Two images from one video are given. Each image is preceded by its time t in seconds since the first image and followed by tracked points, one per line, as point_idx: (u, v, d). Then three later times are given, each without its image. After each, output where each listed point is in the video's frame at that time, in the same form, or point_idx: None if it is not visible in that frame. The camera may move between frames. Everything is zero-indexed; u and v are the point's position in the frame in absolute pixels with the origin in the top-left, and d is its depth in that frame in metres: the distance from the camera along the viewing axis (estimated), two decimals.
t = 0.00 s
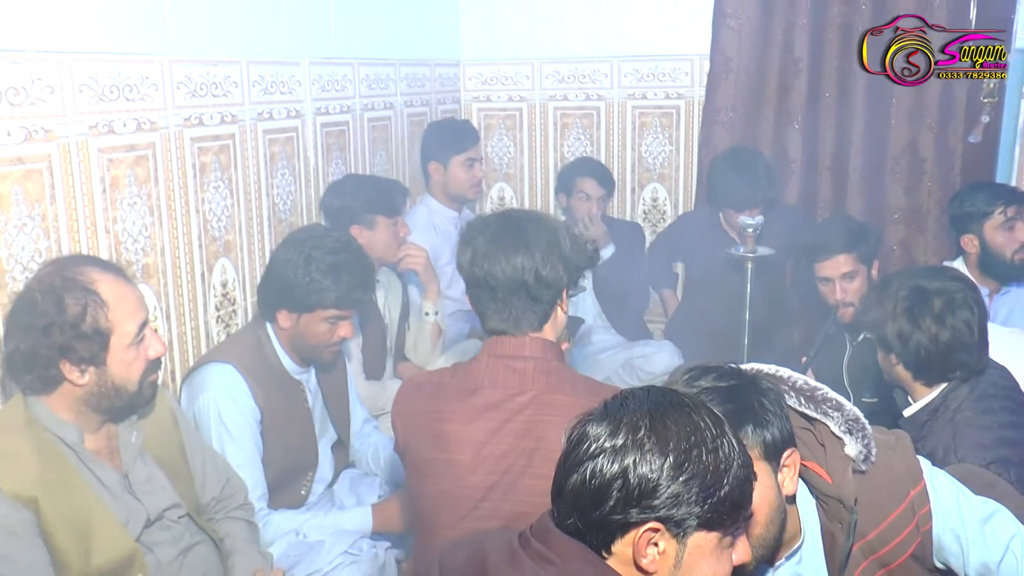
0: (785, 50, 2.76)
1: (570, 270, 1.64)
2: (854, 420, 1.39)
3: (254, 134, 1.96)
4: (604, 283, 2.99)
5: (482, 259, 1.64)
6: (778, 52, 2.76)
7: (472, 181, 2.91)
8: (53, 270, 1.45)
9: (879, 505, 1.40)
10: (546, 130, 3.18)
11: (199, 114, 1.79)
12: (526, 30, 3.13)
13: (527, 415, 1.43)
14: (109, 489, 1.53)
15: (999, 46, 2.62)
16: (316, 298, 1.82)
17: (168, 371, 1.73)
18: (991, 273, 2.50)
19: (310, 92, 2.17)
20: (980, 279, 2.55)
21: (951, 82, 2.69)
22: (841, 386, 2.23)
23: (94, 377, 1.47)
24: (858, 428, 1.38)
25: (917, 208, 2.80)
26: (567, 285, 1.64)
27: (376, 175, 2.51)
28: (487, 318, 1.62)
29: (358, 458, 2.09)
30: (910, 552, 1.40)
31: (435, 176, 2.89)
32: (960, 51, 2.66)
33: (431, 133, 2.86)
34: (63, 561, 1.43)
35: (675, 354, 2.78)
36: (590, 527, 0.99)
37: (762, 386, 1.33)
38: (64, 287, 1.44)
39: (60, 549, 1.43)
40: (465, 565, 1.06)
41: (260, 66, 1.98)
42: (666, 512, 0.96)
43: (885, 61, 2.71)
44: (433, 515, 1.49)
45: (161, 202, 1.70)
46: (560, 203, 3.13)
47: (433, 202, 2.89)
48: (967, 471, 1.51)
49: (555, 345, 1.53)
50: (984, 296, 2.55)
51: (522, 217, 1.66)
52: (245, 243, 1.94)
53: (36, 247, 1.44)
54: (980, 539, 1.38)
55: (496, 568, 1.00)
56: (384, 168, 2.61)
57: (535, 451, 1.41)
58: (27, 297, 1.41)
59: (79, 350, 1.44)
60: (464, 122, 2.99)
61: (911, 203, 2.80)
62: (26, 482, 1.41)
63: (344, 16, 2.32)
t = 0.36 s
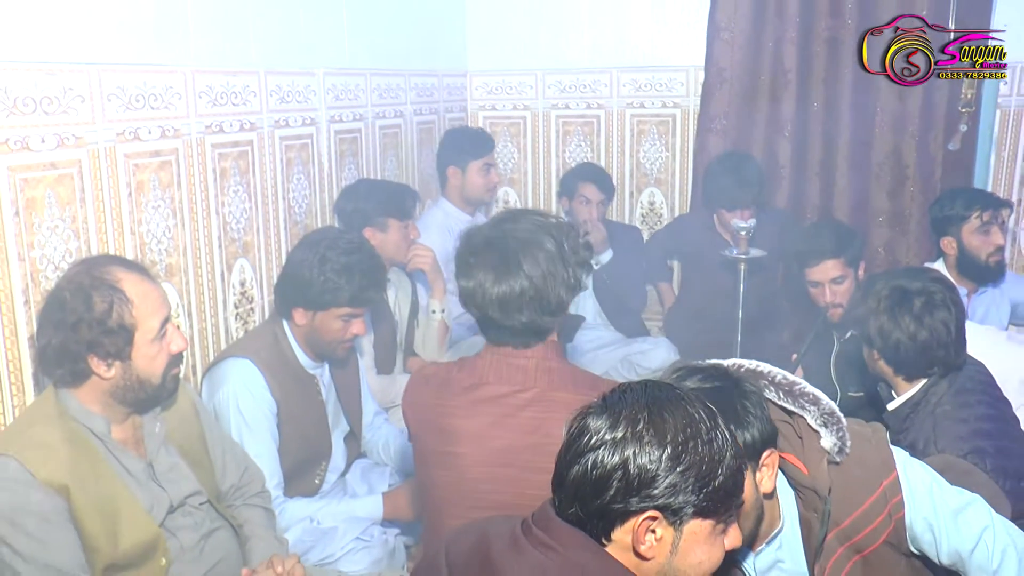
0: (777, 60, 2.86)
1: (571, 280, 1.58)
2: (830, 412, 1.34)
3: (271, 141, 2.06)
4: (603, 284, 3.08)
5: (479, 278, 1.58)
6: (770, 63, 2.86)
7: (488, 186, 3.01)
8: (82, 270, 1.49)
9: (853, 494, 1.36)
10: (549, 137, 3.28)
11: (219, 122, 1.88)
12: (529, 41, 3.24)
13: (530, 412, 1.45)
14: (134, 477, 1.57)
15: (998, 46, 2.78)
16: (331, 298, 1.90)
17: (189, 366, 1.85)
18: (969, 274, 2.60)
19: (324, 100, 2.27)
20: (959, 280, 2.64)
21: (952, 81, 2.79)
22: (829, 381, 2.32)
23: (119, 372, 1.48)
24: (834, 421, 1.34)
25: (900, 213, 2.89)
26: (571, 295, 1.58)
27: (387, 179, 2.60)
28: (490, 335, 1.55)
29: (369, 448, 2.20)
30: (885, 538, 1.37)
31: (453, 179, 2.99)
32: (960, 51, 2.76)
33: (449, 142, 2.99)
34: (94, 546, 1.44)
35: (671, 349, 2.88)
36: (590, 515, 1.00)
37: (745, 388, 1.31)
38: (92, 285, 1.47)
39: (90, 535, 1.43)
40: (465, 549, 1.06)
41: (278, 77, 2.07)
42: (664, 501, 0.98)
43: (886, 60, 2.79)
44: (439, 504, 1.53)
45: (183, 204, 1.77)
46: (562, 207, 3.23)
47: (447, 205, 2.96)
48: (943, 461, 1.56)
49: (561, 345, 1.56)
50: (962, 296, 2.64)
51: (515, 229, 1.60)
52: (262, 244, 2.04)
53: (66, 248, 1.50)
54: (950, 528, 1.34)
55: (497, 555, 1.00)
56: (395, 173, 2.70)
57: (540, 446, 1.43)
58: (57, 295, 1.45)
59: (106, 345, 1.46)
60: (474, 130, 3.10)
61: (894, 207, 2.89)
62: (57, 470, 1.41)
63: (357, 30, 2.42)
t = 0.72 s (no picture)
0: (782, 64, 2.89)
1: (571, 290, 1.59)
2: (827, 420, 1.36)
3: (286, 142, 2.09)
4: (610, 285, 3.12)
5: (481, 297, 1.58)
6: (775, 66, 2.90)
7: (500, 191, 3.08)
8: (100, 269, 1.51)
9: (849, 500, 1.38)
10: (558, 139, 3.32)
11: (235, 124, 1.91)
12: (539, 44, 3.27)
13: (538, 412, 1.46)
14: (151, 473, 1.58)
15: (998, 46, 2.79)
16: (344, 296, 1.95)
17: (206, 364, 1.86)
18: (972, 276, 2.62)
19: (337, 103, 2.30)
20: (962, 281, 2.66)
21: (953, 81, 2.81)
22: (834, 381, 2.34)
23: (136, 369, 1.51)
24: (830, 429, 1.36)
25: (905, 214, 2.91)
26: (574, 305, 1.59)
27: (399, 180, 2.63)
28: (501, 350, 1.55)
29: (381, 445, 2.23)
30: (882, 543, 1.39)
31: (465, 183, 3.06)
32: (960, 51, 2.77)
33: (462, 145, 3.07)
34: (110, 541, 1.46)
35: (678, 349, 2.91)
36: (607, 517, 1.00)
37: (744, 391, 1.32)
38: (109, 285, 1.50)
39: (106, 528, 1.45)
40: (472, 542, 1.05)
41: (292, 80, 2.11)
42: (683, 501, 0.99)
43: (885, 60, 2.80)
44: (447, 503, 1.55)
45: (199, 205, 1.80)
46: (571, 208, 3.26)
47: (458, 209, 3.03)
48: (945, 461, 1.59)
49: (571, 345, 1.58)
50: (967, 298, 2.66)
51: (507, 246, 1.61)
52: (277, 243, 2.08)
53: (85, 247, 1.52)
54: (948, 536, 1.35)
55: (507, 552, 1.00)
56: (407, 174, 2.74)
57: (543, 446, 1.45)
58: (76, 293, 1.47)
59: (122, 343, 1.49)
60: (486, 134, 3.14)
61: (899, 208, 2.91)
62: (76, 464, 1.44)
63: (370, 34, 2.46)
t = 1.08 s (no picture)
0: (803, 66, 2.90)
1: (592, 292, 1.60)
2: (861, 415, 1.37)
3: (310, 143, 2.12)
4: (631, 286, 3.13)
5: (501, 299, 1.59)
6: (795, 68, 2.91)
7: (528, 191, 3.07)
8: (128, 268, 1.52)
9: (883, 497, 1.40)
10: (580, 141, 3.33)
11: (260, 125, 1.94)
12: (561, 46, 3.28)
13: (561, 412, 1.47)
14: (176, 468, 1.60)
15: (998, 46, 2.73)
16: (368, 294, 1.96)
17: (230, 361, 1.92)
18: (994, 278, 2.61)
19: (361, 105, 2.33)
20: (984, 283, 2.67)
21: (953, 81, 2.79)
22: (855, 383, 2.34)
23: (163, 366, 1.53)
24: (865, 424, 1.37)
25: (926, 216, 2.90)
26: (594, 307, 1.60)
27: (421, 181, 2.65)
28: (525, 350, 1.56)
29: (403, 443, 2.25)
30: (915, 539, 1.40)
31: (493, 187, 3.06)
32: (960, 51, 2.76)
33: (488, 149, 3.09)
34: (138, 533, 1.47)
35: (699, 350, 2.91)
36: (632, 523, 1.00)
37: (779, 392, 1.33)
38: (137, 283, 1.51)
39: (134, 523, 1.47)
40: (493, 541, 1.07)
41: (317, 82, 2.13)
42: (710, 507, 0.99)
43: (885, 60, 2.84)
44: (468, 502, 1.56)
45: (225, 204, 1.83)
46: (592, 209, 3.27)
47: (488, 210, 3.03)
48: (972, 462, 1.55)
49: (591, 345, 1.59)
50: (988, 301, 2.66)
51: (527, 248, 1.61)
52: (300, 244, 2.10)
53: (113, 247, 1.56)
54: (982, 533, 1.38)
55: (527, 553, 1.01)
56: (429, 175, 2.76)
57: (563, 446, 1.46)
58: (105, 292, 1.49)
59: (151, 341, 1.50)
60: (508, 135, 3.16)
61: (920, 210, 2.90)
62: (104, 460, 1.45)
63: (394, 36, 2.48)
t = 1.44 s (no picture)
0: (820, 66, 2.90)
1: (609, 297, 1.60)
2: (911, 411, 1.45)
3: (328, 144, 2.12)
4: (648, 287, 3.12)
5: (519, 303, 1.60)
6: (813, 68, 2.90)
7: (541, 193, 3.09)
8: (146, 267, 1.54)
9: (931, 492, 1.44)
10: (596, 141, 3.33)
11: (278, 126, 1.95)
12: (578, 46, 3.28)
13: (580, 414, 1.46)
14: (194, 467, 1.60)
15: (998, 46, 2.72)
16: (389, 289, 2.00)
17: (247, 361, 1.89)
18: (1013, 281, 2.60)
19: (378, 105, 2.33)
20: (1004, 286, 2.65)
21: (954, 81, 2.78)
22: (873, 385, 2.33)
23: (180, 365, 1.55)
24: (915, 418, 1.45)
25: (944, 217, 2.89)
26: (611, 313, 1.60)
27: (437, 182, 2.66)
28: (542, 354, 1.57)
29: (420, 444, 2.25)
30: (960, 536, 1.45)
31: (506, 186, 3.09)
32: (960, 50, 2.75)
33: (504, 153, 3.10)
34: (154, 533, 1.48)
35: (716, 351, 2.89)
36: (650, 526, 0.99)
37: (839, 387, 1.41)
38: (154, 283, 1.52)
39: (153, 522, 1.48)
40: (507, 543, 1.07)
41: (334, 83, 2.14)
42: (729, 506, 0.99)
43: (885, 60, 2.84)
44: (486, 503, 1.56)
45: (242, 204, 1.84)
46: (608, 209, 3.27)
47: (504, 207, 3.04)
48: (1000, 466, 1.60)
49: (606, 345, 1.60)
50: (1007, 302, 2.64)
51: (549, 252, 1.62)
52: (317, 244, 2.11)
53: (132, 246, 1.56)
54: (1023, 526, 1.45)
55: (542, 555, 1.00)
56: (446, 176, 2.77)
57: (579, 448, 1.45)
58: (123, 291, 1.51)
59: (168, 340, 1.52)
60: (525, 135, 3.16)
61: (938, 211, 2.89)
62: (123, 459, 1.46)
63: (411, 37, 2.49)
